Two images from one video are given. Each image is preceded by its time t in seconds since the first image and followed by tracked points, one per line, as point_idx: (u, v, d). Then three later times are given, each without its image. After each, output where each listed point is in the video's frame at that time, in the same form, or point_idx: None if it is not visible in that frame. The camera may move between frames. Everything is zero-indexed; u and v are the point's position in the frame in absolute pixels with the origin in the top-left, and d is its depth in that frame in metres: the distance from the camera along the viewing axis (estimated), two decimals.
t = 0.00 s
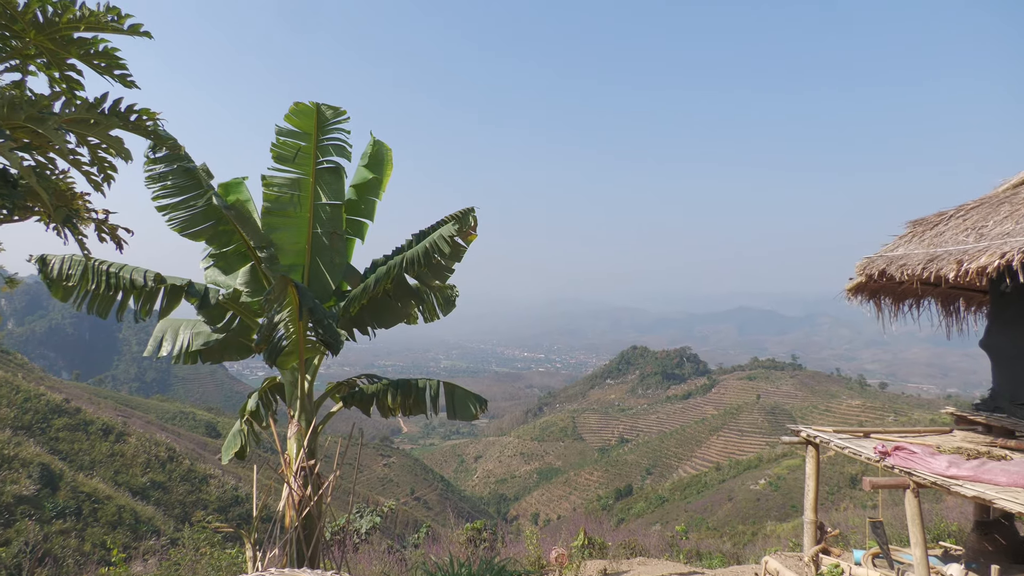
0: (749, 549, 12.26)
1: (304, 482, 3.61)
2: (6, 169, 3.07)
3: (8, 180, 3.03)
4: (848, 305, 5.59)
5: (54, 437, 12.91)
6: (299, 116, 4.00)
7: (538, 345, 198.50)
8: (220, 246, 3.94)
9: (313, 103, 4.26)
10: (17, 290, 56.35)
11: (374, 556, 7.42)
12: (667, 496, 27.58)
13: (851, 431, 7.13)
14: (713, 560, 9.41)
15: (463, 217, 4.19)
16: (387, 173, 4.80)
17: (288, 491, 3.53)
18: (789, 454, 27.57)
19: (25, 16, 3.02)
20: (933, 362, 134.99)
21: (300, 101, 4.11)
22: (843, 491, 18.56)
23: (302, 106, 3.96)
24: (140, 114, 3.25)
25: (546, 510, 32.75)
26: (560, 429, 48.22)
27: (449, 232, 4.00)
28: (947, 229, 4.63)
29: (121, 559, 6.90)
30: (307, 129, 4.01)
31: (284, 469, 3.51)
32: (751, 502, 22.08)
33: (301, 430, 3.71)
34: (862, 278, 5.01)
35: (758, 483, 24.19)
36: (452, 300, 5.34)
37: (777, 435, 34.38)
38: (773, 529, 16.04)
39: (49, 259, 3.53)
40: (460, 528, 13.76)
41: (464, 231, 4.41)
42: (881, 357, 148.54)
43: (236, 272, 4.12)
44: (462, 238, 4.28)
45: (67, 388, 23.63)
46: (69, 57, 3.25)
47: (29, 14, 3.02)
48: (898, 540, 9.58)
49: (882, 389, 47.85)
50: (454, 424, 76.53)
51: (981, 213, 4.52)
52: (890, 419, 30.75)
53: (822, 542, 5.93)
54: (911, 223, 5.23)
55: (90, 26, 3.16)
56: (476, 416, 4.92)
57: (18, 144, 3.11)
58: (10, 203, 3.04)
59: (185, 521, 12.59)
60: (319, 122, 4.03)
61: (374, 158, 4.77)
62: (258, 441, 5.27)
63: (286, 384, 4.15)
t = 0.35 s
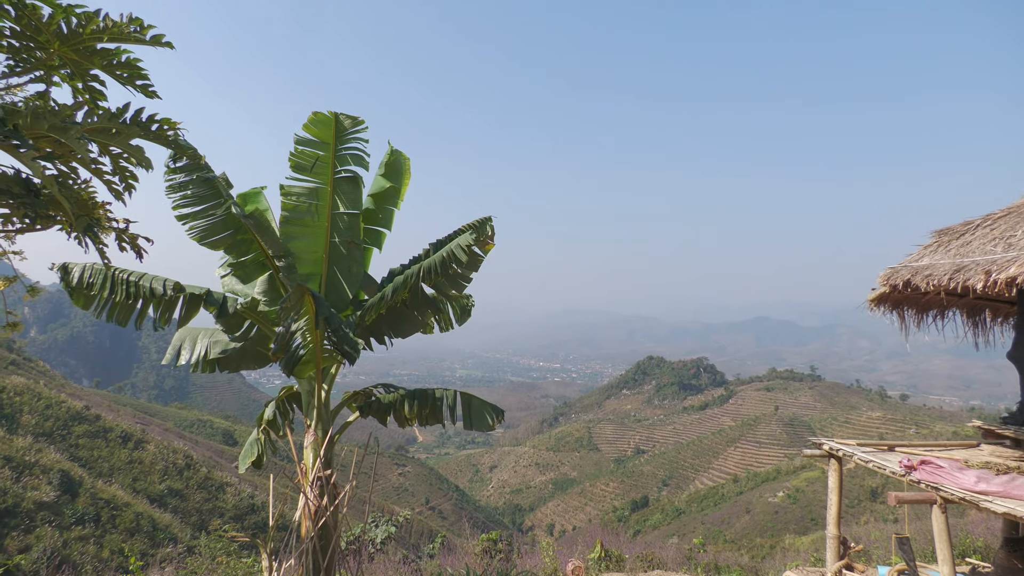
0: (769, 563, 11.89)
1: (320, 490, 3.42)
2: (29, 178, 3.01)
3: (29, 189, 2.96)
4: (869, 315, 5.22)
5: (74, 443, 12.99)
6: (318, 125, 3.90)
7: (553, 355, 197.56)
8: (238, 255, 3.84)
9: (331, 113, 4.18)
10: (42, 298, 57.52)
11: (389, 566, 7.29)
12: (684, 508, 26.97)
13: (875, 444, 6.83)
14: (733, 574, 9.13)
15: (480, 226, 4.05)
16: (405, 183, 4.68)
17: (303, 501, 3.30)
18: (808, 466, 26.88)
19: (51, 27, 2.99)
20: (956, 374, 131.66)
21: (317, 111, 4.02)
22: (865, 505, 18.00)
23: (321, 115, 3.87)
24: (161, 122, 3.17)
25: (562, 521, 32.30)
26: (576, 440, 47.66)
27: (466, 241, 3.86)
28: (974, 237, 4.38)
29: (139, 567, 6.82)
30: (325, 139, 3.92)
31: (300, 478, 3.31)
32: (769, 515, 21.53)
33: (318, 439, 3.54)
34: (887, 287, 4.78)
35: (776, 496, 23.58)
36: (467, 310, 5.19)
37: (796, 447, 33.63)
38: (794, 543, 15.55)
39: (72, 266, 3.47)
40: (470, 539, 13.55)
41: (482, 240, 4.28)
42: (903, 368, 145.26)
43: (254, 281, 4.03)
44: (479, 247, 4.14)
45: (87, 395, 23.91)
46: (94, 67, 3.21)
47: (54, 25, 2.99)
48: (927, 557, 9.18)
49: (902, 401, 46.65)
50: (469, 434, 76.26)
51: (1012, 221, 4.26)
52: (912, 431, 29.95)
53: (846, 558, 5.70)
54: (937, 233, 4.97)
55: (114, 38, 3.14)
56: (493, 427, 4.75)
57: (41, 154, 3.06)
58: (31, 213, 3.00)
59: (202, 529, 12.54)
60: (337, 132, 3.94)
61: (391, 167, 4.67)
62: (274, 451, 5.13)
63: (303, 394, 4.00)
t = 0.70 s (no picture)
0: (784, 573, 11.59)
1: (332, 498, 3.29)
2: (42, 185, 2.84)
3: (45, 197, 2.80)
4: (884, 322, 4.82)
5: (87, 449, 12.96)
6: (329, 131, 3.78)
7: (562, 362, 196.59)
8: (251, 262, 3.71)
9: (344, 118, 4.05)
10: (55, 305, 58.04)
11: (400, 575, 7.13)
12: (695, 516, 26.51)
13: (893, 452, 6.58)
14: None
15: (494, 231, 3.87)
16: (418, 189, 4.53)
17: (316, 509, 3.20)
18: (820, 474, 26.32)
19: (64, 31, 2.83)
20: (971, 381, 129.53)
21: (330, 116, 3.90)
22: (880, 513, 17.57)
23: (332, 121, 3.76)
24: (177, 129, 2.98)
25: (572, 528, 31.95)
26: (586, 447, 47.17)
27: (479, 247, 3.70)
28: (999, 240, 4.07)
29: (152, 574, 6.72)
30: (338, 145, 3.79)
31: (311, 486, 3.21)
32: (782, 523, 21.13)
33: (330, 447, 3.41)
34: (900, 295, 4.51)
35: (789, 504, 23.14)
36: (479, 316, 5.02)
37: (810, 455, 33.06)
38: (808, 551, 15.20)
39: (86, 273, 3.32)
40: (476, 547, 13.35)
41: (495, 245, 4.14)
42: (917, 375, 143.11)
43: (267, 287, 3.90)
44: (492, 253, 3.97)
45: (100, 402, 23.98)
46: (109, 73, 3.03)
47: (68, 28, 2.83)
48: (947, 567, 8.88)
49: (916, 408, 45.79)
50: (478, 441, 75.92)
51: None
52: (927, 439, 29.38)
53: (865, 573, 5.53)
54: (957, 237, 4.66)
55: (130, 42, 2.91)
56: (506, 434, 4.56)
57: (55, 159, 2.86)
58: (45, 219, 2.80)
59: (212, 536, 12.45)
60: (349, 138, 3.81)
61: (404, 173, 4.53)
62: (285, 457, 5.01)
63: (315, 401, 3.87)
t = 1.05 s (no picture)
0: None
1: (334, 507, 3.19)
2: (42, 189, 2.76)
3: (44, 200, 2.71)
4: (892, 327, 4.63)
5: (88, 457, 12.85)
6: (331, 135, 3.71)
7: (564, 367, 196.07)
8: (253, 267, 3.64)
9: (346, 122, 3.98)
10: (57, 313, 58.01)
11: None
12: (698, 521, 26.25)
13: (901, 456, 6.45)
14: None
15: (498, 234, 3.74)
16: (420, 192, 4.46)
17: (319, 516, 3.09)
18: (823, 478, 26.06)
19: (66, 35, 2.78)
20: (973, 385, 129.09)
21: (333, 121, 3.83)
22: (884, 517, 17.38)
23: (335, 125, 3.70)
24: (179, 132, 2.92)
25: (575, 534, 31.72)
26: (588, 452, 46.88)
27: (483, 251, 3.58)
28: (1010, 241, 3.88)
29: None
30: (340, 149, 3.73)
31: (313, 492, 3.10)
32: (785, 528, 20.92)
33: (332, 453, 3.30)
34: (908, 298, 4.31)
35: (792, 509, 22.93)
36: (482, 320, 4.91)
37: (813, 459, 32.84)
38: (812, 556, 15.02)
39: (86, 278, 3.23)
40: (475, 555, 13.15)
41: (498, 249, 4.04)
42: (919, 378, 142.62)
43: (269, 293, 3.83)
44: (497, 258, 3.85)
45: (102, 409, 23.88)
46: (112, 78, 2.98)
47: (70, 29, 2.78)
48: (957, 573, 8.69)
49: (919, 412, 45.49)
50: (480, 446, 75.59)
51: None
52: (930, 443, 29.17)
53: None
54: (967, 238, 4.46)
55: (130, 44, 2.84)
56: (510, 440, 4.46)
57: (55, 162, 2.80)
58: (45, 224, 2.74)
59: (214, 543, 12.29)
60: (352, 142, 3.75)
61: (406, 177, 4.46)
62: (287, 465, 4.90)
63: (317, 407, 3.76)
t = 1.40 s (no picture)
0: None
1: (334, 508, 3.12)
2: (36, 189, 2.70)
3: (39, 200, 2.65)
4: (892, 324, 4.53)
5: (88, 460, 12.77)
6: (329, 135, 3.65)
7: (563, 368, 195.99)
8: (251, 267, 3.58)
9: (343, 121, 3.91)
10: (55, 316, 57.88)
11: None
12: (698, 520, 26.18)
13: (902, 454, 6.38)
14: None
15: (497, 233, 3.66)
16: (418, 192, 4.40)
17: (319, 518, 3.04)
18: (823, 476, 26.02)
19: (60, 34, 2.71)
20: (971, 383, 129.21)
21: (330, 120, 3.77)
22: (885, 516, 17.32)
23: (333, 124, 3.63)
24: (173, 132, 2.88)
25: (575, 534, 31.66)
26: (588, 451, 46.77)
27: (481, 250, 3.49)
28: (1011, 237, 3.79)
29: None
30: (338, 149, 3.66)
31: (312, 494, 3.04)
32: (785, 527, 20.88)
33: (331, 453, 3.21)
34: (909, 296, 4.20)
35: (792, 507, 22.88)
36: (482, 319, 4.83)
37: (812, 458, 32.80)
38: (812, 555, 14.96)
39: (83, 280, 3.17)
40: (474, 555, 13.13)
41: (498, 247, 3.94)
42: (917, 377, 142.72)
43: (266, 293, 3.76)
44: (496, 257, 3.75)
45: (101, 411, 23.80)
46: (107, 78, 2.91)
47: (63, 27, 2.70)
48: (957, 571, 8.64)
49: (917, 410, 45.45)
50: (480, 447, 75.46)
51: None
52: (928, 441, 29.16)
53: None
54: (967, 235, 4.37)
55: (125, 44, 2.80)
56: (510, 440, 4.39)
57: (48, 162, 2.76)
58: (39, 224, 2.71)
59: (215, 546, 12.21)
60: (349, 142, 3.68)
61: (403, 176, 4.39)
62: (286, 466, 4.83)
63: (316, 408, 3.69)
